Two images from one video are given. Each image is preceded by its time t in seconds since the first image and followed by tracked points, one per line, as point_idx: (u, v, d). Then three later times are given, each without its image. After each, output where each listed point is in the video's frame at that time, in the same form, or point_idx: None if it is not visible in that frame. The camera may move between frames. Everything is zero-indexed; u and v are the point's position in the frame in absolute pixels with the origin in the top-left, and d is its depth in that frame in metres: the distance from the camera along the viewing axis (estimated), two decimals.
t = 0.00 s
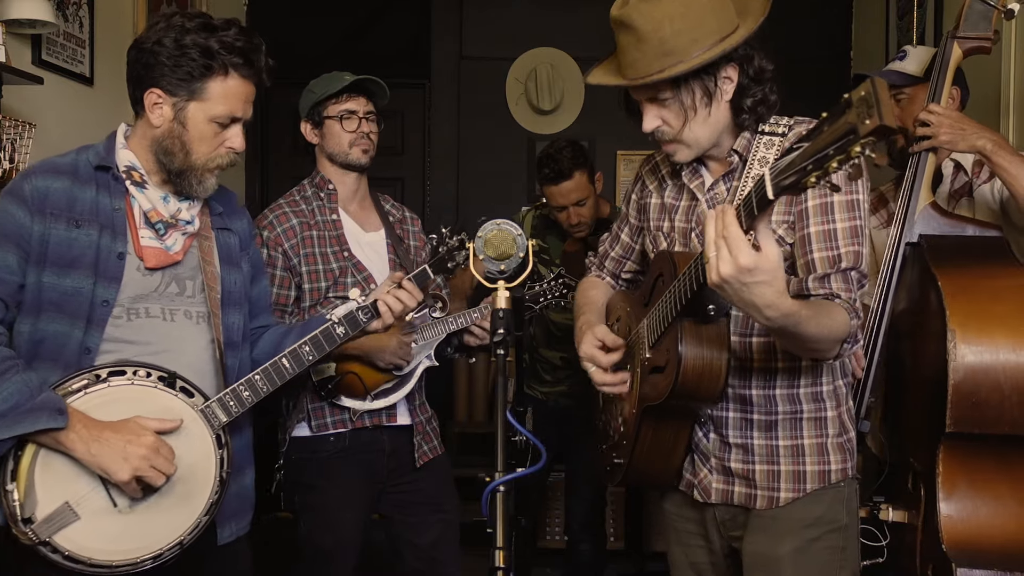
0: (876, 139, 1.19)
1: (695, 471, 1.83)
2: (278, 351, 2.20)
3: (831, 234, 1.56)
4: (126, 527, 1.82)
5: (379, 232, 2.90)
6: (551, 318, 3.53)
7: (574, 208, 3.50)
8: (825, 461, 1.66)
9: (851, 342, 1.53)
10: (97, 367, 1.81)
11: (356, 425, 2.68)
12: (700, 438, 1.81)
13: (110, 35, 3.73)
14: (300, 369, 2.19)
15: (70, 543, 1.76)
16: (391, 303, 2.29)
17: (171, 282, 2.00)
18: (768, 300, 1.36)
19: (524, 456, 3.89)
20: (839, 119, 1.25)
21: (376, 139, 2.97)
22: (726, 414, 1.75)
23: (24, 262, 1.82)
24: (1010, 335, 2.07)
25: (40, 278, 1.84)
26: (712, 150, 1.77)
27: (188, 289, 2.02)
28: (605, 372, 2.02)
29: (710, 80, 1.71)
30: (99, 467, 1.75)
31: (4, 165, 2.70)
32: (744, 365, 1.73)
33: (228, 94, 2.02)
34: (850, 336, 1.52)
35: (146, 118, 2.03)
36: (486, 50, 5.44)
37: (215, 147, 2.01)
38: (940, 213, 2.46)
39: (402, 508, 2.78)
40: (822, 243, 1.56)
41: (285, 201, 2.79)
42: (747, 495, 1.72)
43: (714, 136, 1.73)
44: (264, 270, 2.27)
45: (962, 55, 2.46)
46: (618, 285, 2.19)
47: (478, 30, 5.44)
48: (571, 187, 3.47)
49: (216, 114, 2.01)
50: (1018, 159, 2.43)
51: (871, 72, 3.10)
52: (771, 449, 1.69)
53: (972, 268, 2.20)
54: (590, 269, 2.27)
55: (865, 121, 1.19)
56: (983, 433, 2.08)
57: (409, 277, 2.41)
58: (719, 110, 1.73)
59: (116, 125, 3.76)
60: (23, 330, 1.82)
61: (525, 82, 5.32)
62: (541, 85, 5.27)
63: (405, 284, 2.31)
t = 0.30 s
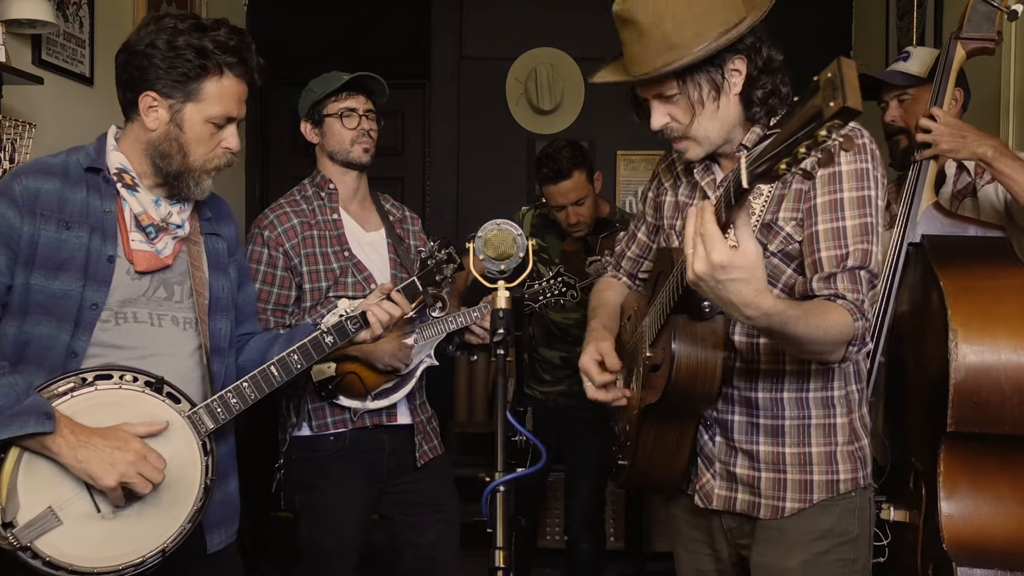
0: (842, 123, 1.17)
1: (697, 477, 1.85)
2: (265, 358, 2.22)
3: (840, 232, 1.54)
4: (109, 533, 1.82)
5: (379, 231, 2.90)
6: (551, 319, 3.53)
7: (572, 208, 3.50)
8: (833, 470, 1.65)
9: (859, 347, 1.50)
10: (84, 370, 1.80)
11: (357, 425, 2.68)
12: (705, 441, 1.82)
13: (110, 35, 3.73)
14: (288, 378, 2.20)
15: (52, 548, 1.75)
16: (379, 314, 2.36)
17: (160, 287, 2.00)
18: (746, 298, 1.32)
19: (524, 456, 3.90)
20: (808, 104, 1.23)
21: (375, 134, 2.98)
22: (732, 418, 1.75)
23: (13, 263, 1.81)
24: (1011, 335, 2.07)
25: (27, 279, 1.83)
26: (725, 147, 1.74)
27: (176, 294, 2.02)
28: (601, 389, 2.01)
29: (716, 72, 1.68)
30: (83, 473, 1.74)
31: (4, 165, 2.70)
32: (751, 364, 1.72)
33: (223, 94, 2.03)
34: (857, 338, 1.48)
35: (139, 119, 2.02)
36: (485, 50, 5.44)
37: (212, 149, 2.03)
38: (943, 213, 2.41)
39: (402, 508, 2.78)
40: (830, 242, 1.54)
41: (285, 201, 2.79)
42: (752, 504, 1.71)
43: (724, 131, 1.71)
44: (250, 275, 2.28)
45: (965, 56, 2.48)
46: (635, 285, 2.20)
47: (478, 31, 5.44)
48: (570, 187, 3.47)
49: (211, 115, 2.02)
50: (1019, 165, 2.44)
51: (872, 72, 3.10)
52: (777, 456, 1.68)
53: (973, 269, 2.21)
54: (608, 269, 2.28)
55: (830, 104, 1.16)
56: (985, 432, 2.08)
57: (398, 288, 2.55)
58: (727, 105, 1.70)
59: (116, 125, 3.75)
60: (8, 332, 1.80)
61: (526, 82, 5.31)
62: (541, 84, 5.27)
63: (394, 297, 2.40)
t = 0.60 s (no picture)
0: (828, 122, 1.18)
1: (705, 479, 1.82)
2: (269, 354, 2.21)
3: (851, 232, 1.47)
4: (115, 531, 1.81)
5: (379, 232, 2.90)
6: (549, 318, 3.55)
7: (570, 207, 3.50)
8: (841, 481, 1.60)
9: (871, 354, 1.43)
10: (85, 370, 1.80)
11: (356, 425, 2.68)
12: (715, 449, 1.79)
13: (110, 36, 3.73)
14: (290, 373, 2.19)
15: (59, 548, 1.75)
16: (385, 309, 2.31)
17: (158, 285, 2.00)
18: (740, 308, 1.30)
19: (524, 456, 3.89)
20: (795, 108, 1.26)
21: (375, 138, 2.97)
22: (739, 425, 1.72)
23: (9, 265, 1.81)
24: (1011, 335, 2.08)
25: (25, 281, 1.83)
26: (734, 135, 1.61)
27: (175, 292, 2.02)
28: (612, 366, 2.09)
29: (727, 55, 1.57)
30: (86, 473, 1.75)
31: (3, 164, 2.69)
32: (760, 369, 1.68)
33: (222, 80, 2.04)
34: (869, 344, 1.41)
35: (131, 118, 2.02)
36: (486, 50, 5.44)
37: (206, 143, 2.02)
38: (944, 213, 2.39)
39: (402, 507, 2.78)
40: (841, 242, 1.47)
41: (285, 201, 2.79)
42: (757, 512, 1.69)
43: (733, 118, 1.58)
44: (249, 273, 2.28)
45: (968, 55, 2.47)
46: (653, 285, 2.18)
47: (478, 31, 5.44)
48: (568, 186, 3.48)
49: (204, 109, 2.01)
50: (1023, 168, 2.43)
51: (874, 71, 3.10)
52: (784, 465, 1.65)
53: (974, 270, 2.21)
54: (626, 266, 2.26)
55: (817, 107, 1.17)
56: (985, 432, 2.09)
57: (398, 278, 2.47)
58: (738, 90, 1.58)
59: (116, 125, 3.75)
60: (9, 334, 1.81)
61: (525, 82, 5.32)
62: (541, 84, 5.27)
63: (395, 288, 2.33)
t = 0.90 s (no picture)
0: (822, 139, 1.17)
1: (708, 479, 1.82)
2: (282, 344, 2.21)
3: (865, 237, 1.45)
4: (137, 521, 1.82)
5: (380, 232, 2.90)
6: (548, 318, 3.55)
7: (566, 208, 3.51)
8: (844, 491, 1.59)
9: (881, 364, 1.41)
10: (97, 367, 1.80)
11: (357, 424, 2.68)
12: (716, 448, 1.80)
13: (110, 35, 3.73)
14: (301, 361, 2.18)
15: (80, 542, 1.75)
16: (389, 293, 2.26)
17: (168, 279, 1.99)
18: (734, 319, 1.29)
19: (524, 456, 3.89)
20: (791, 118, 1.26)
21: (376, 134, 2.98)
22: (743, 428, 1.71)
23: (17, 267, 1.81)
24: (1012, 335, 2.09)
25: (33, 282, 1.83)
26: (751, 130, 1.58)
27: (186, 285, 2.01)
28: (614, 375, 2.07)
29: (744, 48, 1.55)
30: (98, 470, 1.75)
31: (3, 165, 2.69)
32: (766, 374, 1.67)
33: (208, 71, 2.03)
34: (879, 354, 1.39)
35: (125, 115, 2.03)
36: (485, 50, 5.44)
37: (201, 130, 2.02)
38: (944, 213, 2.38)
39: (402, 507, 2.78)
40: (853, 248, 1.45)
41: (287, 201, 2.79)
42: (758, 517, 1.68)
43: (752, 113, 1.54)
44: (260, 263, 2.28)
45: (968, 57, 2.47)
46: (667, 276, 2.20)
47: (478, 31, 5.44)
48: (564, 187, 3.48)
49: (193, 96, 2.01)
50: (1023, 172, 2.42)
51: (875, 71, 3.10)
52: (787, 471, 1.63)
53: (974, 269, 2.21)
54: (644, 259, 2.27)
55: (810, 119, 1.16)
56: (985, 431, 2.11)
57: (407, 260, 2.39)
58: (756, 85, 1.55)
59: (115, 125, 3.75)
60: (21, 335, 1.81)
61: (525, 82, 5.32)
62: (541, 84, 5.28)
63: (400, 270, 2.27)
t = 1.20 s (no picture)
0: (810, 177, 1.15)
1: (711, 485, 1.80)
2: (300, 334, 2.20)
3: (879, 250, 1.39)
4: (159, 514, 1.82)
5: (380, 232, 2.90)
6: (548, 319, 3.54)
7: (566, 207, 3.52)
8: (844, 500, 1.56)
9: (889, 380, 1.37)
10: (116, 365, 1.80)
11: (358, 423, 2.67)
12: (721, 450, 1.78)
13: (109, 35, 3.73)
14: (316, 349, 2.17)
15: (106, 535, 1.77)
16: (408, 276, 2.26)
17: (182, 276, 1.99)
18: (725, 338, 1.27)
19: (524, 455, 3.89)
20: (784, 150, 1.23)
21: (377, 139, 2.97)
22: (746, 431, 1.69)
23: (31, 274, 1.83)
24: (1012, 335, 2.08)
25: (47, 287, 1.84)
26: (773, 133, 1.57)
27: (200, 281, 2.01)
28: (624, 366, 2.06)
29: (762, 54, 1.54)
30: (116, 463, 1.74)
31: (4, 164, 2.68)
32: (770, 384, 1.65)
33: (186, 56, 2.02)
34: (886, 371, 1.35)
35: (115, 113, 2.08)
36: (485, 50, 5.44)
37: (175, 111, 1.99)
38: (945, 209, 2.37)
39: (402, 506, 2.79)
40: (867, 260, 1.39)
41: (288, 202, 2.80)
42: (757, 520, 1.67)
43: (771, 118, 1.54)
44: (277, 254, 2.26)
45: (967, 58, 2.47)
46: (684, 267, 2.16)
47: (478, 31, 5.44)
48: (563, 186, 3.48)
49: (157, 77, 2.00)
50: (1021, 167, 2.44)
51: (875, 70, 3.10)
52: (788, 477, 1.61)
53: (974, 269, 2.21)
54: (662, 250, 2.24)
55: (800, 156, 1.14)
56: (985, 431, 2.10)
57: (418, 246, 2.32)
58: (773, 90, 1.54)
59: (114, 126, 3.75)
60: (40, 339, 1.82)
61: (525, 82, 5.33)
62: (541, 85, 5.29)
63: (417, 253, 2.27)
